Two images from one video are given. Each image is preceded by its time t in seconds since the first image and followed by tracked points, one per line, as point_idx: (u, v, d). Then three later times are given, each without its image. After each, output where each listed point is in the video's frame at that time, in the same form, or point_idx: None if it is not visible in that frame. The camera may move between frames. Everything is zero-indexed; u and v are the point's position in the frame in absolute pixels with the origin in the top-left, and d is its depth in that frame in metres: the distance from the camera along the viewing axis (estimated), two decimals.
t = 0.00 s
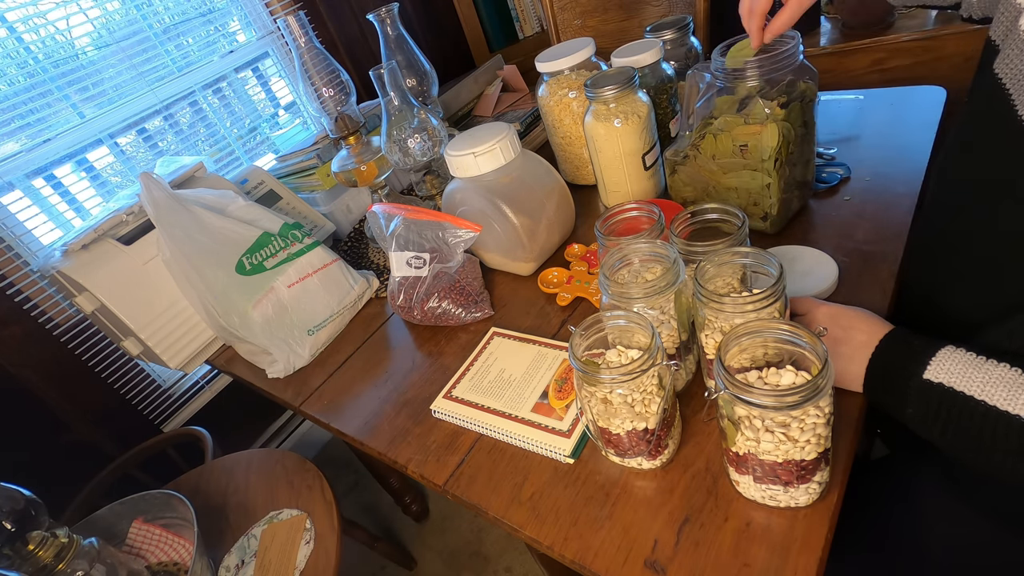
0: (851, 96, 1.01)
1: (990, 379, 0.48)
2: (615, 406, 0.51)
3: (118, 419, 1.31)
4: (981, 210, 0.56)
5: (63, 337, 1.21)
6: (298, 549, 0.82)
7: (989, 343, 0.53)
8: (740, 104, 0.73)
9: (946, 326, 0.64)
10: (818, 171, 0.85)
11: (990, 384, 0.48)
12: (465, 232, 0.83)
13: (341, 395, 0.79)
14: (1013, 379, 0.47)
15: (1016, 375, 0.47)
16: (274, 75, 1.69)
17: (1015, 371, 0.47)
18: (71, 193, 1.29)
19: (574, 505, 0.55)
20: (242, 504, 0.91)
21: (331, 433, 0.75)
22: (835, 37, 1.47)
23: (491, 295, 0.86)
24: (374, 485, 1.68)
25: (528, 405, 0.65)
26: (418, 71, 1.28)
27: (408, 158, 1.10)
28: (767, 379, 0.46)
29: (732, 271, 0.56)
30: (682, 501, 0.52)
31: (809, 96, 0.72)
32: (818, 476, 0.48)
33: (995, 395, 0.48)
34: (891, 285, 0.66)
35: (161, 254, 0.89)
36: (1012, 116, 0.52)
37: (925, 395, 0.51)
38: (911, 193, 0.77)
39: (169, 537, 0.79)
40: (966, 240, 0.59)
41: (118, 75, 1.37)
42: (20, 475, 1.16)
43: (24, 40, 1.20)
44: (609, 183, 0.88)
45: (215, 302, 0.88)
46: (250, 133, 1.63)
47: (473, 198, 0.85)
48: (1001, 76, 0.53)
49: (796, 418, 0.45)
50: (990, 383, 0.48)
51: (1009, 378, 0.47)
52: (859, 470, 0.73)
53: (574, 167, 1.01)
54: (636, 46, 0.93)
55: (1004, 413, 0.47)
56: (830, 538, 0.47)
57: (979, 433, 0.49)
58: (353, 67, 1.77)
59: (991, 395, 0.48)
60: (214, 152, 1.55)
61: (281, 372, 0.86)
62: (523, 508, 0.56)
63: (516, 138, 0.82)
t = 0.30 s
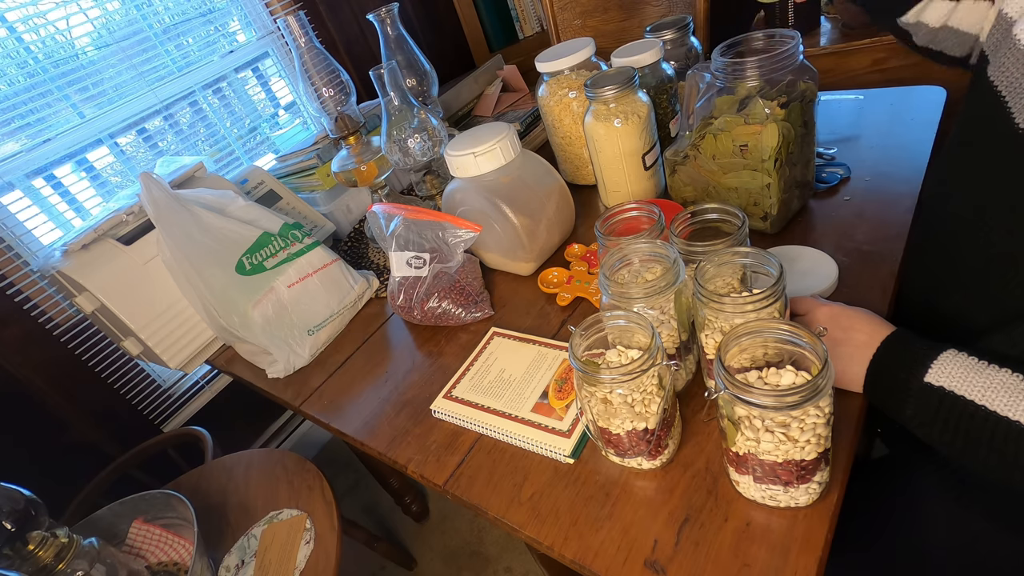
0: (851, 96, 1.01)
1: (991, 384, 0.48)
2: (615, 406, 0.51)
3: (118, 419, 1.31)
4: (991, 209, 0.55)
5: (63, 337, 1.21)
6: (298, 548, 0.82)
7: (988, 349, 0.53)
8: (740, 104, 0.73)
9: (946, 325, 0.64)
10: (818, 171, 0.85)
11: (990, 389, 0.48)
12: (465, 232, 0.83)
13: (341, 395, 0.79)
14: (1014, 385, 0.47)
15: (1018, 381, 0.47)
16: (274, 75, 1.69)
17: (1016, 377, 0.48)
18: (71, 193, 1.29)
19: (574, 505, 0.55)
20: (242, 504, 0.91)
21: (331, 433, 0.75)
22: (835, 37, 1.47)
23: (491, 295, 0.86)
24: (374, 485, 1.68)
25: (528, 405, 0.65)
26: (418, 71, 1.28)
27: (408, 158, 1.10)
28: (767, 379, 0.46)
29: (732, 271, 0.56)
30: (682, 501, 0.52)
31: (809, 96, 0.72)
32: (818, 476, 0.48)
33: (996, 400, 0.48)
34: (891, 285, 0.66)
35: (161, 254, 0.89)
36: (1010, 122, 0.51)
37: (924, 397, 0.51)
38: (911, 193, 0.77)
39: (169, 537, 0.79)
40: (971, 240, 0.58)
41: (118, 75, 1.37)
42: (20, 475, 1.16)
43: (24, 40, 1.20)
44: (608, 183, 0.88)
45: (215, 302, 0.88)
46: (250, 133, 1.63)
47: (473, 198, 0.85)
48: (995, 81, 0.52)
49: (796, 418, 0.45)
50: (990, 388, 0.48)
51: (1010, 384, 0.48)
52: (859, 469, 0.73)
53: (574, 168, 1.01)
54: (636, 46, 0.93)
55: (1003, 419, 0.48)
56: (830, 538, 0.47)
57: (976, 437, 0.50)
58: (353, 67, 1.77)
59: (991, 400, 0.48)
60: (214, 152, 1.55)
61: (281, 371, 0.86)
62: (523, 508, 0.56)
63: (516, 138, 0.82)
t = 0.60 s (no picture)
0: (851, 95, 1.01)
1: (989, 389, 0.49)
2: (614, 406, 0.51)
3: (118, 419, 1.31)
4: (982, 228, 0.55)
5: (63, 337, 1.21)
6: (298, 548, 0.82)
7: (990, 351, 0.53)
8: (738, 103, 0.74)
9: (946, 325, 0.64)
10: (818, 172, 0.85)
11: (988, 394, 0.49)
12: (465, 232, 0.83)
13: (341, 395, 0.79)
14: (1012, 392, 0.48)
15: (1016, 388, 0.48)
16: (274, 75, 1.69)
17: (1015, 384, 0.48)
18: (71, 193, 1.29)
19: (574, 505, 0.55)
20: (242, 504, 0.91)
21: (331, 433, 0.75)
22: (835, 36, 1.47)
23: (491, 295, 0.86)
24: (374, 485, 1.68)
25: (528, 405, 0.65)
26: (418, 71, 1.28)
27: (408, 158, 1.10)
28: (767, 379, 0.46)
29: (732, 271, 0.56)
30: (682, 501, 0.52)
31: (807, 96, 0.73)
32: (818, 476, 0.47)
33: (993, 405, 0.48)
34: (891, 285, 0.66)
35: (161, 254, 0.89)
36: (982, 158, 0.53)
37: (923, 400, 0.51)
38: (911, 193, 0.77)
39: (169, 537, 0.79)
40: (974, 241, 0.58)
41: (118, 75, 1.37)
42: (20, 475, 1.16)
43: (24, 40, 1.20)
44: (609, 183, 0.88)
45: (215, 302, 0.88)
46: (250, 133, 1.63)
47: (473, 198, 0.85)
48: (962, 113, 0.55)
49: (796, 419, 0.45)
50: (989, 393, 0.49)
51: (1009, 389, 0.48)
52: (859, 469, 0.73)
53: (574, 167, 1.01)
54: (636, 46, 0.93)
55: (1000, 424, 0.48)
56: (830, 538, 0.47)
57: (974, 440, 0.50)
58: (353, 67, 1.77)
59: (988, 405, 0.49)
60: (214, 152, 1.55)
61: (281, 371, 0.87)
62: (523, 508, 0.56)
63: (516, 138, 0.82)
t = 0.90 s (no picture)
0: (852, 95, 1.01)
1: (973, 401, 0.49)
2: (615, 406, 0.51)
3: (118, 419, 1.31)
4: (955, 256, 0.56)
5: (63, 337, 1.21)
6: (298, 549, 0.82)
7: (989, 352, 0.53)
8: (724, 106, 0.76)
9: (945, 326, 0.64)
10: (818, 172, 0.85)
11: (971, 406, 0.49)
12: (465, 232, 0.83)
13: (341, 395, 0.79)
14: (993, 405, 0.48)
15: (999, 401, 0.48)
16: (274, 75, 1.69)
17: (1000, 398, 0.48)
18: (71, 193, 1.29)
19: (574, 505, 0.55)
20: (242, 504, 0.91)
21: (331, 433, 0.75)
22: (835, 36, 1.47)
23: (491, 295, 0.86)
24: (374, 485, 1.68)
25: (528, 405, 0.65)
26: (418, 71, 1.28)
27: (408, 158, 1.10)
28: (767, 380, 0.46)
29: (732, 271, 0.56)
30: (682, 501, 0.52)
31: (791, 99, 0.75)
32: (818, 476, 0.48)
33: (974, 417, 0.49)
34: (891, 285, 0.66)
35: (161, 254, 0.89)
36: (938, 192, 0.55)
37: (914, 406, 0.52)
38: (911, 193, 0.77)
39: (169, 537, 0.79)
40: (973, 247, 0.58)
41: (118, 75, 1.37)
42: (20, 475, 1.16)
43: (24, 40, 1.20)
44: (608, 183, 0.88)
45: (215, 302, 0.88)
46: (250, 132, 1.63)
47: (473, 198, 0.85)
48: (916, 143, 0.59)
49: (796, 419, 0.45)
50: (972, 405, 0.49)
51: (991, 403, 0.48)
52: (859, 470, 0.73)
53: (573, 168, 1.01)
54: (636, 46, 0.93)
55: (980, 437, 0.49)
56: (830, 539, 0.47)
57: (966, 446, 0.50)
58: (353, 67, 1.77)
59: (970, 417, 0.49)
60: (213, 152, 1.55)
61: (281, 371, 0.87)
62: (523, 508, 0.56)
63: (516, 138, 0.82)
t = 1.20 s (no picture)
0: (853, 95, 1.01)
1: (967, 409, 0.49)
2: (615, 406, 0.51)
3: (118, 419, 1.31)
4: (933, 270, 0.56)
5: (63, 337, 1.21)
6: (298, 548, 0.82)
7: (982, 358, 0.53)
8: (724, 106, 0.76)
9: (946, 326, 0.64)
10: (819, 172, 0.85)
11: (965, 414, 0.49)
12: (465, 232, 0.83)
13: (341, 395, 0.79)
14: (986, 415, 0.49)
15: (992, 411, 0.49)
16: (274, 75, 1.69)
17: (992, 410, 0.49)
18: (71, 193, 1.29)
19: (573, 505, 0.55)
20: (242, 504, 0.91)
21: (331, 433, 0.75)
22: (835, 36, 1.47)
23: (491, 295, 0.86)
24: (374, 485, 1.68)
25: (528, 405, 0.65)
26: (418, 71, 1.28)
27: (408, 158, 1.10)
28: (767, 380, 0.46)
29: (732, 271, 0.56)
30: (682, 501, 0.52)
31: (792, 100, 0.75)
32: (818, 476, 0.48)
33: (967, 425, 0.49)
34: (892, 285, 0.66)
35: (161, 254, 0.89)
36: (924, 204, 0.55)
37: (911, 409, 0.52)
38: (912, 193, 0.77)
39: (169, 537, 0.79)
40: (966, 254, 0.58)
41: (118, 75, 1.37)
42: (20, 475, 1.16)
43: (24, 40, 1.20)
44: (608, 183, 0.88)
45: (215, 302, 0.88)
46: (250, 133, 1.63)
47: (473, 198, 0.85)
48: (906, 152, 0.59)
49: (796, 419, 0.45)
50: (966, 413, 0.49)
51: (984, 413, 0.49)
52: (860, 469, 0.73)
53: (574, 168, 1.01)
54: (636, 46, 0.93)
55: (971, 447, 0.49)
56: (830, 539, 0.47)
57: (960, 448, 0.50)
58: (353, 67, 1.77)
59: (962, 425, 0.50)
60: (213, 152, 1.55)
61: (281, 371, 0.86)
62: (523, 508, 0.56)
63: (516, 138, 0.82)
